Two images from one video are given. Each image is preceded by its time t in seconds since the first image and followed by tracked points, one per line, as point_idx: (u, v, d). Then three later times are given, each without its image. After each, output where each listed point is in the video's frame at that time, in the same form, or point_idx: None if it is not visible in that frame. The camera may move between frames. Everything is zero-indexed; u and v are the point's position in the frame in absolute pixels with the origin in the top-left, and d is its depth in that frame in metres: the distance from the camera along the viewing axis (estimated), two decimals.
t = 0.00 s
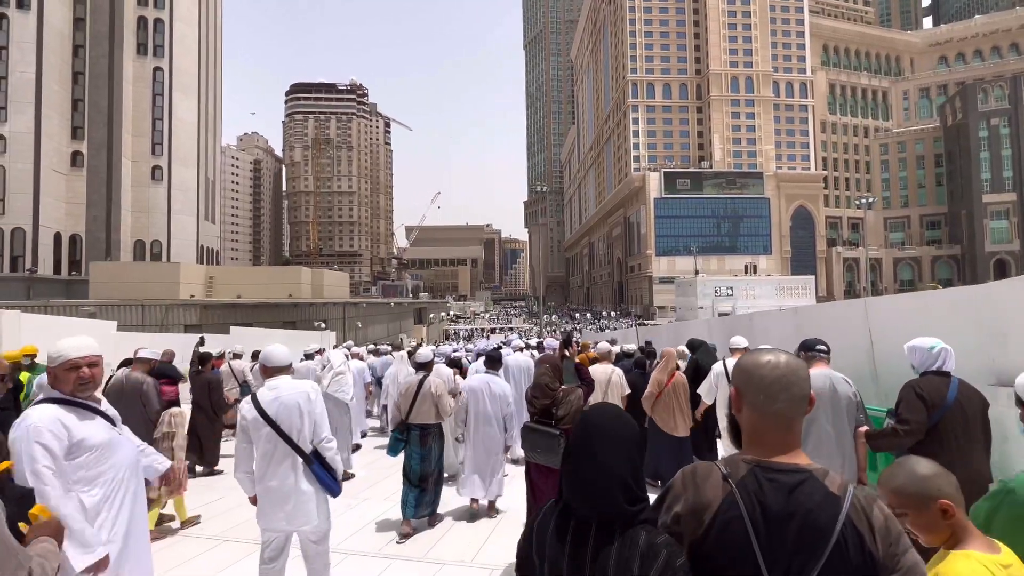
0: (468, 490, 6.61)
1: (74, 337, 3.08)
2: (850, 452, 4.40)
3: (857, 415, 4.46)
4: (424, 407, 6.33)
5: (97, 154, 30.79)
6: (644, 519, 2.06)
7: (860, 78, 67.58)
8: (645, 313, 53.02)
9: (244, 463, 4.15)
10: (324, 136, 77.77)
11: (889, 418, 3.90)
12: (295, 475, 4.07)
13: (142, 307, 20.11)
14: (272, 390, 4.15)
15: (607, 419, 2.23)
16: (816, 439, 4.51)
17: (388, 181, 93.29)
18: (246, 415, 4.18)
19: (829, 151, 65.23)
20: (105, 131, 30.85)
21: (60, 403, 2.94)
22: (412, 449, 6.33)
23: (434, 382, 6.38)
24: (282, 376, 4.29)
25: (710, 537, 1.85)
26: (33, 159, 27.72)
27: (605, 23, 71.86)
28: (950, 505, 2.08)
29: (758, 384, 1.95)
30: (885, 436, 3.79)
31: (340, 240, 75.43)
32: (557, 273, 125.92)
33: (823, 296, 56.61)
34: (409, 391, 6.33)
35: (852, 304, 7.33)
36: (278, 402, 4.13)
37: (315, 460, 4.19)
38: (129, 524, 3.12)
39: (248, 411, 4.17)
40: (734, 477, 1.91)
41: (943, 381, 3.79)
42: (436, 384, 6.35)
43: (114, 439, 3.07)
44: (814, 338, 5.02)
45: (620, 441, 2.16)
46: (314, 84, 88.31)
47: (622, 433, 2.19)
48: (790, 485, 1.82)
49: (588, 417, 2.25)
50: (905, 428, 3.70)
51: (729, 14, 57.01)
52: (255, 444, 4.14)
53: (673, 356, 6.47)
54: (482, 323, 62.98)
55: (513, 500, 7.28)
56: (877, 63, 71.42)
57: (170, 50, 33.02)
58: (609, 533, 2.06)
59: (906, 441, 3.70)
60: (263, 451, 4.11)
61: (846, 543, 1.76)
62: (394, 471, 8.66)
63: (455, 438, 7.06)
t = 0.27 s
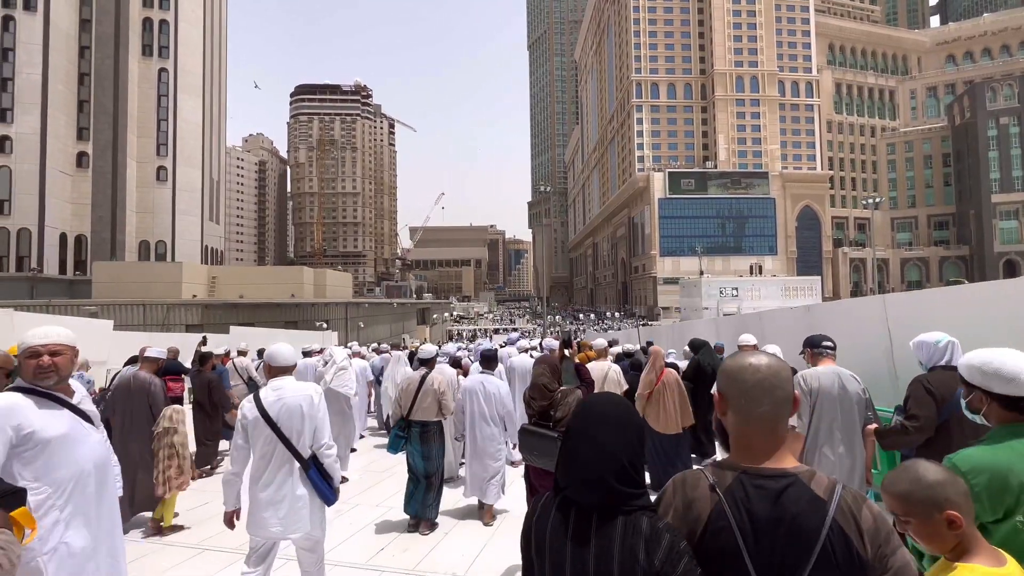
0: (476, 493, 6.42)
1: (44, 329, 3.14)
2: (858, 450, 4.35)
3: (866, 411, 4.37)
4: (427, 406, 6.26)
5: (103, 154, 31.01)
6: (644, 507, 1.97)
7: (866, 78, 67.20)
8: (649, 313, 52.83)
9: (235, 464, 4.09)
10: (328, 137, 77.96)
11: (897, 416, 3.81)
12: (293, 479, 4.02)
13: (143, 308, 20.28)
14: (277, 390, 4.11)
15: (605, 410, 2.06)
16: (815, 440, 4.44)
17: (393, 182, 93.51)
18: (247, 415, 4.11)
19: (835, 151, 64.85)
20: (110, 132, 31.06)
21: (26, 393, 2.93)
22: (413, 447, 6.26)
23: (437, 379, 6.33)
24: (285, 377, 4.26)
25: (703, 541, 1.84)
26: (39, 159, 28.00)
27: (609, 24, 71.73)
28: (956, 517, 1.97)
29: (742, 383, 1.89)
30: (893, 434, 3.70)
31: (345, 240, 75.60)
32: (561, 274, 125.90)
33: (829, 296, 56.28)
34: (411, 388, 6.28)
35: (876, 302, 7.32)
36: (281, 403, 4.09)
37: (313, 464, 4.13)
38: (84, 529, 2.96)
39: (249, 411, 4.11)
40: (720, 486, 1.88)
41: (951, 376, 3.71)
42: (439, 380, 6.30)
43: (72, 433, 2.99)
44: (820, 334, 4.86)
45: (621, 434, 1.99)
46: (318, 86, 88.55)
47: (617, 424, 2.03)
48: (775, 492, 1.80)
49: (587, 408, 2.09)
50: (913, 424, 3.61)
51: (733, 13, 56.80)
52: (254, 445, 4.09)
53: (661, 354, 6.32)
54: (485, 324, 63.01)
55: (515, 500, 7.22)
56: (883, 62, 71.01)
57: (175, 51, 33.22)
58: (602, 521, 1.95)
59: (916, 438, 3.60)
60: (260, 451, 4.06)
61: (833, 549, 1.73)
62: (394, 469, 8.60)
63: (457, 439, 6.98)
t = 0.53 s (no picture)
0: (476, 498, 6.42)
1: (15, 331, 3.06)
2: (860, 458, 4.25)
3: (861, 418, 4.34)
4: (421, 412, 6.25)
5: (106, 155, 31.15)
6: (667, 531, 1.95)
7: (871, 78, 66.94)
8: (652, 314, 52.68)
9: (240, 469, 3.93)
10: (332, 138, 78.11)
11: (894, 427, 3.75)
12: (295, 486, 3.92)
13: (143, 308, 20.53)
14: (284, 394, 4.02)
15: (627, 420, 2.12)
16: (817, 446, 4.32)
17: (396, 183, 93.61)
18: (252, 416, 3.99)
19: (839, 151, 64.55)
20: (114, 133, 31.19)
21: None
22: (410, 454, 6.24)
23: (429, 386, 6.27)
24: (292, 380, 4.19)
25: (712, 546, 1.82)
26: (43, 160, 28.18)
27: (612, 24, 71.63)
28: (946, 523, 1.94)
29: (752, 381, 1.89)
30: (891, 447, 3.60)
31: (347, 241, 75.67)
32: (564, 275, 125.80)
33: (833, 298, 56.02)
34: (405, 395, 6.27)
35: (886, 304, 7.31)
36: (287, 408, 4.00)
37: (315, 470, 4.04)
38: (55, 541, 2.78)
39: (254, 412, 4.00)
40: (731, 489, 1.88)
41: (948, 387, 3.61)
42: (431, 386, 6.25)
43: (41, 443, 2.85)
44: (813, 341, 4.90)
45: (640, 445, 2.06)
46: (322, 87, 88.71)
47: (634, 426, 2.09)
48: (789, 493, 1.79)
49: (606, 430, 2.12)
50: (912, 440, 3.50)
51: (737, 14, 56.64)
52: (257, 448, 3.96)
53: (660, 357, 6.35)
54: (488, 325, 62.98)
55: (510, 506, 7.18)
56: (887, 62, 70.76)
57: (179, 52, 33.36)
58: (613, 539, 1.94)
59: (913, 454, 3.49)
60: (259, 455, 3.95)
61: (852, 550, 1.71)
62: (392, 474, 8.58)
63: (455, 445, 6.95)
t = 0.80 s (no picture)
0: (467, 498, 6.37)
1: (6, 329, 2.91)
2: (859, 455, 4.20)
3: (868, 419, 4.23)
4: (413, 410, 6.13)
5: (106, 155, 31.22)
6: (670, 518, 1.91)
7: (873, 78, 66.78)
8: (653, 315, 52.57)
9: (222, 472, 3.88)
10: (332, 139, 78.17)
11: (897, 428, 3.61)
12: (280, 488, 3.89)
13: (139, 308, 20.31)
14: (269, 394, 3.98)
15: (640, 416, 2.14)
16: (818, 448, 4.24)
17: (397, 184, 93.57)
18: (237, 415, 3.95)
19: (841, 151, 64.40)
20: (114, 133, 31.27)
21: None
22: (403, 453, 6.15)
23: (422, 383, 6.18)
24: (280, 379, 4.13)
25: (722, 550, 1.76)
26: (43, 160, 28.26)
27: (613, 24, 71.62)
28: (956, 525, 1.93)
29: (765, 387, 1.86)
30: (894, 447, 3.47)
31: (348, 242, 75.69)
32: (565, 276, 125.68)
33: (835, 298, 55.88)
34: (399, 393, 6.17)
35: (895, 303, 7.23)
36: (272, 407, 3.95)
37: (301, 472, 4.02)
38: (52, 547, 2.66)
39: (238, 412, 3.96)
40: (747, 495, 1.80)
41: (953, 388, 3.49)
42: (425, 383, 6.16)
43: (33, 449, 2.66)
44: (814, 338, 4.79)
45: (645, 440, 2.05)
46: (323, 89, 88.81)
47: (642, 421, 2.11)
48: (807, 504, 1.71)
49: (612, 414, 2.17)
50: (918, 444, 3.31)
51: (738, 14, 56.55)
52: (240, 450, 3.93)
53: (664, 357, 6.21)
54: (488, 326, 62.96)
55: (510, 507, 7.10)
56: (890, 63, 70.60)
57: (179, 53, 33.37)
58: (613, 525, 1.91)
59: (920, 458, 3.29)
60: (242, 457, 3.91)
61: (872, 565, 1.64)
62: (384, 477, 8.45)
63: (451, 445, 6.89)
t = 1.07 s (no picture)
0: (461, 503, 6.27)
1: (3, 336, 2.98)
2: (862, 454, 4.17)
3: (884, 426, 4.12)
4: (413, 416, 6.08)
5: (106, 155, 31.24)
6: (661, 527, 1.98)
7: (875, 77, 66.62)
8: (654, 316, 52.44)
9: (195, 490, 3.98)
10: (332, 139, 78.16)
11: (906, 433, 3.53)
12: (254, 501, 3.90)
13: (135, 309, 20.73)
14: (235, 405, 3.95)
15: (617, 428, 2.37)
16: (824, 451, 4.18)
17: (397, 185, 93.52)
18: (205, 431, 3.97)
19: (842, 151, 64.24)
20: (113, 133, 31.28)
21: None
22: (400, 459, 6.10)
23: (422, 389, 6.13)
24: (250, 389, 4.13)
25: (716, 547, 1.75)
26: (42, 161, 28.30)
27: (614, 25, 71.50)
28: (978, 538, 1.87)
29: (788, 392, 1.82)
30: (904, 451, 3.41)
31: (348, 242, 75.68)
32: (567, 276, 125.59)
33: (837, 298, 55.72)
34: (396, 398, 6.09)
35: (901, 304, 7.22)
36: (240, 420, 3.92)
37: (278, 485, 3.97)
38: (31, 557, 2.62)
39: (208, 427, 3.97)
40: (746, 491, 1.77)
41: (965, 393, 3.47)
42: (424, 389, 6.10)
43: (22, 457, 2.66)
44: (836, 344, 4.70)
45: (623, 456, 2.25)
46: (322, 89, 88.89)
47: (624, 443, 2.28)
48: (808, 503, 1.65)
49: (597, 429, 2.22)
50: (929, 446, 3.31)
51: (739, 13, 56.43)
52: (213, 465, 3.97)
53: (660, 359, 6.18)
54: (488, 326, 62.90)
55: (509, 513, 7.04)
56: (891, 62, 70.45)
57: (178, 52, 33.35)
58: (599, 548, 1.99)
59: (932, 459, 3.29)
60: (217, 472, 3.94)
61: (870, 568, 1.58)
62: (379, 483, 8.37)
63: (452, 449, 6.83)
